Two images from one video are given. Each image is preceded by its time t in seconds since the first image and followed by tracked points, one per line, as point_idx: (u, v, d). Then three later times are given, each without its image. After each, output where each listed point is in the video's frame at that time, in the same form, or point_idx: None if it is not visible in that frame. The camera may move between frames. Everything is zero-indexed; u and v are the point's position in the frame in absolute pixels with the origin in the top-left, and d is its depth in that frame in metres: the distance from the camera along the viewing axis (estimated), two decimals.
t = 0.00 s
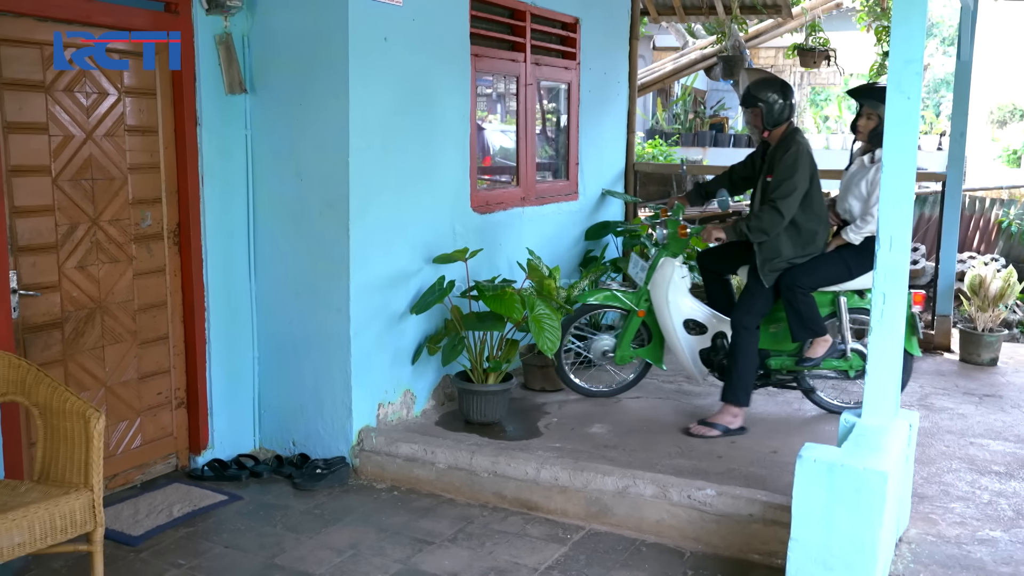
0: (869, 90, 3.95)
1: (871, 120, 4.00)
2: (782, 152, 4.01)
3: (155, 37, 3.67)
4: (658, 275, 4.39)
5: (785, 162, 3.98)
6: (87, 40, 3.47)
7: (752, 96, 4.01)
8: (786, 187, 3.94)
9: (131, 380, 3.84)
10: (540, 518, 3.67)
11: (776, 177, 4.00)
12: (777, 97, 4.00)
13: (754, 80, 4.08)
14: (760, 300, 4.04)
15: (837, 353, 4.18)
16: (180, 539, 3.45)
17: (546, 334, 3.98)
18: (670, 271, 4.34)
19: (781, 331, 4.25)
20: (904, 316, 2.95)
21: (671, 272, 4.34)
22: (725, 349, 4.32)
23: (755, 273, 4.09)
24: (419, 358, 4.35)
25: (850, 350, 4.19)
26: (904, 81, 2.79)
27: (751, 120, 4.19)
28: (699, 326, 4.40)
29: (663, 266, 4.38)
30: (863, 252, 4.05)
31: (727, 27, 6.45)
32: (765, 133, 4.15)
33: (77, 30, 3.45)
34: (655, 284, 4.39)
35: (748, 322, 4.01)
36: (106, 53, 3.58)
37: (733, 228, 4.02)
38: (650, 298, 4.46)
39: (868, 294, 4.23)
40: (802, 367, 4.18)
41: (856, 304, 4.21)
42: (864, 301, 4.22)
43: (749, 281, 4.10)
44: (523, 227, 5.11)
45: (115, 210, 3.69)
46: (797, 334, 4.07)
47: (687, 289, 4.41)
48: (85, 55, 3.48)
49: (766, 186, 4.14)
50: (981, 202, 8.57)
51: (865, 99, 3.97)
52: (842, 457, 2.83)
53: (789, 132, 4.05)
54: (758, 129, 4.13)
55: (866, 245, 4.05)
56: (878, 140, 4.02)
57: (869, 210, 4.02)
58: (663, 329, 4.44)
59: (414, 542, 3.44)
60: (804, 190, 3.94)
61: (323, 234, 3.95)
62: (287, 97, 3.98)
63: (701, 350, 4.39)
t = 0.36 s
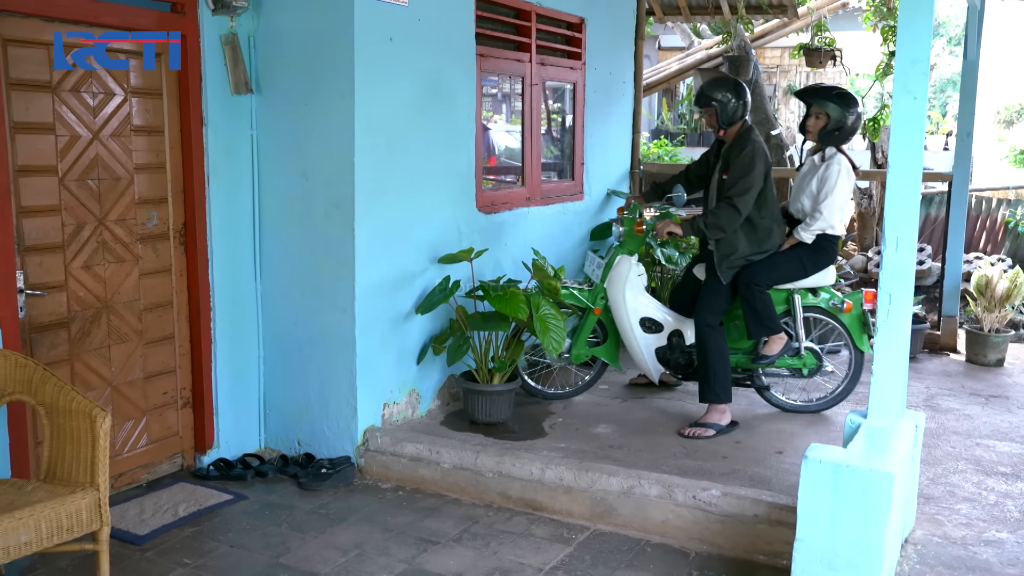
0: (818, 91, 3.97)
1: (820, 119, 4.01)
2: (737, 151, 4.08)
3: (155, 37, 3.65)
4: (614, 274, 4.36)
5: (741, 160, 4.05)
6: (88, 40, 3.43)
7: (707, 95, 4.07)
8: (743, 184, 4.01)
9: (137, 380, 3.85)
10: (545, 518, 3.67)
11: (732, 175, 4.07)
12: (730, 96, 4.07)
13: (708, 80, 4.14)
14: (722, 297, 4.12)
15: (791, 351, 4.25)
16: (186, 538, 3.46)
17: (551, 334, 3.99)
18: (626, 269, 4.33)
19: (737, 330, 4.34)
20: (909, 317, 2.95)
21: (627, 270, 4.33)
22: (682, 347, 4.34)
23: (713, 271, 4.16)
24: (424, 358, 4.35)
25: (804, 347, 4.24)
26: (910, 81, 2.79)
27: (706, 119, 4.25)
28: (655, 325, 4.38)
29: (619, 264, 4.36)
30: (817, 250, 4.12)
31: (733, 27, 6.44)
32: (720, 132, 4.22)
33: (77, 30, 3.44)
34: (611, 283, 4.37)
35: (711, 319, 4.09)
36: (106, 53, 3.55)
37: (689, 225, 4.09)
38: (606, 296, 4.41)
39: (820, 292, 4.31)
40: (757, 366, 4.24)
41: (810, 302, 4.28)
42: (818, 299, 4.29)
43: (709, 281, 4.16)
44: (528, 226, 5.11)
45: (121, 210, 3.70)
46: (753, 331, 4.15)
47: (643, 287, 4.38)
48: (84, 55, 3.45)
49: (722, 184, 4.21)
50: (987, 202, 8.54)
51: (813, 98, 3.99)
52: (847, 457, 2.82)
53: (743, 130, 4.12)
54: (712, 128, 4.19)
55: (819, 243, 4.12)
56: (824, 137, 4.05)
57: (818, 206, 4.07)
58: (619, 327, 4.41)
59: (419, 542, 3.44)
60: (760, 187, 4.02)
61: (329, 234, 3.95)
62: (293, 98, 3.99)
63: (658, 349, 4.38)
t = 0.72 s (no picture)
0: (781, 89, 4.00)
1: (785, 116, 4.02)
2: (690, 151, 4.12)
3: (154, 37, 3.66)
4: (592, 270, 4.37)
5: (692, 158, 4.09)
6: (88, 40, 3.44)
7: (662, 100, 4.13)
8: (693, 184, 4.05)
9: (140, 380, 3.85)
10: (548, 518, 3.67)
11: (686, 176, 4.12)
12: (689, 98, 4.11)
13: (666, 83, 4.18)
14: (700, 296, 4.12)
15: (768, 349, 4.26)
16: (189, 537, 3.47)
17: (554, 334, 3.99)
18: (605, 266, 4.34)
19: (715, 328, 4.35)
20: (913, 318, 2.94)
21: (605, 267, 4.33)
22: (660, 345, 4.35)
23: (691, 268, 4.17)
24: (426, 358, 4.35)
25: (781, 345, 4.26)
26: (914, 81, 2.77)
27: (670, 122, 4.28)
28: (633, 322, 4.35)
29: (598, 261, 4.37)
30: (791, 247, 4.10)
31: (735, 26, 6.44)
32: (683, 133, 4.24)
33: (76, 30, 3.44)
34: (590, 280, 4.37)
35: (695, 318, 4.10)
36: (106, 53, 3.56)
37: (655, 237, 4.16)
38: (584, 293, 4.43)
39: (796, 290, 4.36)
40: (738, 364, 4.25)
41: (786, 300, 4.32)
42: (794, 296, 4.33)
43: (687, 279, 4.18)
44: (531, 226, 5.11)
45: (125, 210, 3.70)
46: (730, 327, 4.15)
47: (622, 285, 4.38)
48: (84, 55, 3.46)
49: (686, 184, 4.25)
50: (990, 202, 8.52)
51: (776, 96, 4.01)
52: (850, 458, 2.82)
53: (704, 129, 4.14)
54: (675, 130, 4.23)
55: (793, 240, 4.11)
56: (790, 134, 4.06)
57: (789, 205, 4.07)
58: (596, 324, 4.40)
59: (422, 542, 3.44)
60: (711, 185, 4.04)
61: (332, 234, 3.95)
62: (296, 97, 3.99)
63: (635, 347, 4.36)
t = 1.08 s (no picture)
0: (772, 92, 4.04)
1: (776, 119, 4.07)
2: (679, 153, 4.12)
3: (154, 37, 3.67)
4: (596, 272, 4.36)
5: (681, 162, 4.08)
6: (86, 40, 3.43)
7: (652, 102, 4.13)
8: (681, 187, 4.05)
9: (142, 379, 3.86)
10: (549, 518, 3.67)
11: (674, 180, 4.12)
12: (682, 100, 4.10)
13: (658, 86, 4.17)
14: (703, 297, 4.11)
15: (772, 349, 4.27)
16: (191, 537, 3.47)
17: (555, 334, 4.00)
18: (608, 268, 4.32)
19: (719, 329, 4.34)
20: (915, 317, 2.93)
21: (609, 268, 4.31)
22: (664, 346, 4.33)
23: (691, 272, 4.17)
24: (428, 358, 4.35)
25: (787, 345, 4.24)
26: (915, 81, 2.77)
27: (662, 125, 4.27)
28: (638, 324, 4.36)
29: (602, 262, 4.36)
30: (793, 247, 4.10)
31: (737, 26, 6.44)
32: (676, 136, 4.22)
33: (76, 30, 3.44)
34: (594, 281, 4.36)
35: (695, 319, 4.08)
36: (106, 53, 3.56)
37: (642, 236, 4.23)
38: (588, 295, 4.43)
39: (800, 290, 4.34)
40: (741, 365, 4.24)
41: (791, 300, 4.31)
42: (798, 296, 4.32)
43: (689, 281, 4.17)
44: (532, 226, 5.10)
45: (127, 210, 3.71)
46: (735, 328, 4.12)
47: (626, 286, 4.38)
48: (84, 55, 3.46)
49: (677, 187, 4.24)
50: (992, 203, 8.52)
51: (766, 98, 4.04)
52: (850, 458, 2.81)
53: (696, 132, 4.12)
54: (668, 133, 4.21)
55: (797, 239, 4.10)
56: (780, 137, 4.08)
57: (785, 205, 4.08)
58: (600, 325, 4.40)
59: (423, 542, 3.44)
60: (698, 188, 4.04)
61: (333, 233, 3.95)
62: (298, 97, 3.99)
63: (641, 349, 4.36)
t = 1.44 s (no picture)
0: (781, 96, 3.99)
1: (788, 122, 4.05)
2: (703, 155, 4.12)
3: (154, 37, 3.65)
4: (603, 275, 4.36)
5: (706, 165, 4.08)
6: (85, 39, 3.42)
7: (675, 101, 4.14)
8: (705, 189, 4.05)
9: (144, 379, 3.86)
10: (551, 518, 3.67)
11: (698, 182, 4.11)
12: (705, 98, 4.11)
13: (684, 83, 4.17)
14: (710, 299, 4.09)
15: (781, 351, 4.26)
16: (193, 537, 3.47)
17: (557, 334, 4.00)
18: (615, 271, 4.32)
19: (727, 332, 4.33)
20: (916, 317, 2.93)
21: (616, 272, 4.31)
22: (671, 348, 4.34)
23: (700, 275, 4.17)
24: (430, 358, 4.35)
25: (793, 347, 4.26)
26: (918, 81, 2.78)
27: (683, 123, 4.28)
28: (645, 327, 4.37)
29: (608, 266, 4.35)
30: (802, 251, 4.10)
31: (739, 26, 6.43)
32: (696, 135, 4.25)
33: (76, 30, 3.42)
34: (600, 285, 4.36)
35: (699, 322, 4.07)
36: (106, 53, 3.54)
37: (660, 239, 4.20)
38: (595, 297, 4.40)
39: (808, 292, 4.34)
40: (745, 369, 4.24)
41: (799, 302, 4.31)
42: (806, 299, 4.32)
43: (697, 283, 4.17)
44: (534, 226, 5.11)
45: (128, 210, 3.71)
46: (742, 331, 4.13)
47: (633, 290, 4.37)
48: (84, 55, 3.45)
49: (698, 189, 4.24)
50: (994, 202, 8.51)
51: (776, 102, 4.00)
52: (853, 458, 2.81)
53: (716, 134, 4.14)
54: (690, 132, 4.23)
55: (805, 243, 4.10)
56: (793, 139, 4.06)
57: (797, 207, 4.07)
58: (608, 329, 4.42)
59: (425, 542, 3.44)
60: (723, 192, 4.04)
61: (335, 233, 3.95)
62: (299, 97, 3.99)
63: (647, 352, 4.36)
